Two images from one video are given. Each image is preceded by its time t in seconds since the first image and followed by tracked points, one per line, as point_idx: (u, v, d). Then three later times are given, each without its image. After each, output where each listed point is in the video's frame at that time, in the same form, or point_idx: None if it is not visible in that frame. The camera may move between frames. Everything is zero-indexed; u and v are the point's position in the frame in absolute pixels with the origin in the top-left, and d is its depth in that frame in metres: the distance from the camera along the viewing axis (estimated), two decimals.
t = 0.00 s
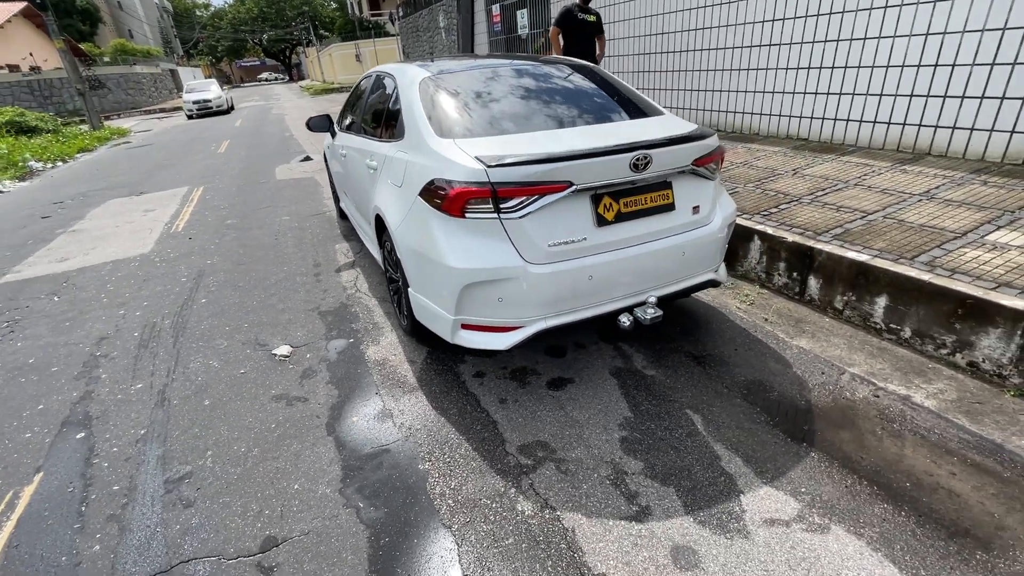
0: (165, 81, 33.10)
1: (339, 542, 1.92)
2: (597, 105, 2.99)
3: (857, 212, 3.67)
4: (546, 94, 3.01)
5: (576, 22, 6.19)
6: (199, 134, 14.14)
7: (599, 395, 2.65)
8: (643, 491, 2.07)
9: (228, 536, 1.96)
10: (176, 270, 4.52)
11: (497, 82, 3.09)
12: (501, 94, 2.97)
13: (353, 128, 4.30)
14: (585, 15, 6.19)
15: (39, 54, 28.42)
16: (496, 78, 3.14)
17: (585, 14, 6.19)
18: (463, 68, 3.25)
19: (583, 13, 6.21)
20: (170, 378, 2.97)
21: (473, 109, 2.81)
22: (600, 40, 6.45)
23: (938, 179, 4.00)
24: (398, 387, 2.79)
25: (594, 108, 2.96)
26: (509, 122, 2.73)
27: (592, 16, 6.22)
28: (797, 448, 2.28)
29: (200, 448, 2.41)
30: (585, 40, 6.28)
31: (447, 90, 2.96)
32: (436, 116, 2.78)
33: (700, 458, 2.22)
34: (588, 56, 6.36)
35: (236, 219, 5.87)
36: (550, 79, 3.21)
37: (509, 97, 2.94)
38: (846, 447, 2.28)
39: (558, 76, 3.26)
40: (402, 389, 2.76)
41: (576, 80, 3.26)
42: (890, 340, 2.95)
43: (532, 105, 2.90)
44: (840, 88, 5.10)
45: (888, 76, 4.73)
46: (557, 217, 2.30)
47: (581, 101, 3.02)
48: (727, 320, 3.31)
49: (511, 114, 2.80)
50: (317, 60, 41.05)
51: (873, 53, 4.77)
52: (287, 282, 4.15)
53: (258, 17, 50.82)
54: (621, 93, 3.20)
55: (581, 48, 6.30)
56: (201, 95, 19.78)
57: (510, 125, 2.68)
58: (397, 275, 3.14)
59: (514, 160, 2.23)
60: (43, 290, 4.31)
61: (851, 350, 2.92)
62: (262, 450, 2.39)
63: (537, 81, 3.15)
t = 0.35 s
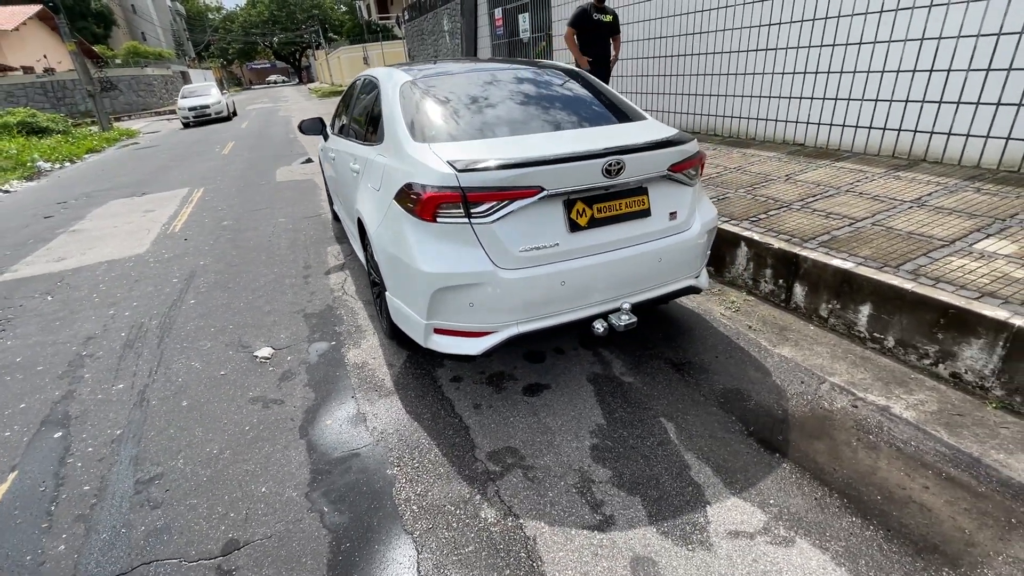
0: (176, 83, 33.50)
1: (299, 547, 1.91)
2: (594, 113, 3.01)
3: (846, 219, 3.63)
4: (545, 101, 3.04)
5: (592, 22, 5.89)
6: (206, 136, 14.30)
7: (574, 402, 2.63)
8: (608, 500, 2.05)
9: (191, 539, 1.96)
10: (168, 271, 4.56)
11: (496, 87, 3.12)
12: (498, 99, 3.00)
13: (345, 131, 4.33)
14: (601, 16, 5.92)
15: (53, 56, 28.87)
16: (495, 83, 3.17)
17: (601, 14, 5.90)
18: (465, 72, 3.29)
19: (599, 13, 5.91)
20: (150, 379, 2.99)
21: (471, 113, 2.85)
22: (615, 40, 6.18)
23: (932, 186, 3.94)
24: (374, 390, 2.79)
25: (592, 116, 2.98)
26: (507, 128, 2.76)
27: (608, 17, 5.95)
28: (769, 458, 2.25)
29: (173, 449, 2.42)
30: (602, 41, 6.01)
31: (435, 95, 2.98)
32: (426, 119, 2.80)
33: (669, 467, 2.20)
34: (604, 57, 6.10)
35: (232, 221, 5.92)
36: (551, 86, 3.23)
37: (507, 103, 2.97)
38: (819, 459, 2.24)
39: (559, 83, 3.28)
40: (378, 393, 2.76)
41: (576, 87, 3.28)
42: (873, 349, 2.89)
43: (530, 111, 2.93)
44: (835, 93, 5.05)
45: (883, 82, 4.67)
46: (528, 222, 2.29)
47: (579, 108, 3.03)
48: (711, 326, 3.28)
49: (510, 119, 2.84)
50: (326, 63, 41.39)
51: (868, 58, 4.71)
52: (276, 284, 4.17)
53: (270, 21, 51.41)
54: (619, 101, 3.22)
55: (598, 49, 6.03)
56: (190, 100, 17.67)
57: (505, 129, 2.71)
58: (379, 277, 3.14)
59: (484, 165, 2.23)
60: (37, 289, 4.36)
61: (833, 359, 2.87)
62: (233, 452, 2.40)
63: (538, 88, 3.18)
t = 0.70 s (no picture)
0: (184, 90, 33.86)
1: (293, 545, 1.95)
2: (594, 121, 3.06)
3: (841, 226, 3.65)
4: (545, 109, 3.09)
5: (610, 30, 5.74)
6: (212, 142, 14.47)
7: (567, 405, 2.66)
8: (598, 502, 2.08)
9: (187, 537, 2.00)
10: (172, 275, 4.63)
11: (497, 95, 3.18)
12: (499, 107, 3.06)
13: (347, 137, 4.38)
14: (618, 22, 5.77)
15: (63, 63, 29.24)
16: (497, 91, 3.22)
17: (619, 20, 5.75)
18: (467, 80, 3.35)
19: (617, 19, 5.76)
20: (152, 381, 3.04)
21: (473, 120, 2.90)
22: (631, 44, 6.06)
23: (928, 194, 3.96)
24: (371, 393, 2.83)
25: (591, 124, 3.03)
26: (508, 134, 2.82)
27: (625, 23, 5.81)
28: (760, 462, 2.27)
29: (172, 449, 2.47)
30: (622, 47, 5.88)
31: (435, 102, 3.03)
32: (427, 126, 2.85)
33: (660, 470, 2.22)
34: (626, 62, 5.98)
35: (236, 225, 5.99)
36: (552, 94, 3.28)
37: (508, 111, 3.03)
38: (809, 463, 2.26)
39: (560, 92, 3.33)
40: (375, 395, 2.80)
41: (576, 95, 3.32)
42: (867, 355, 2.91)
43: (532, 119, 2.98)
44: (833, 101, 5.08)
45: (880, 90, 4.70)
46: (522, 227, 2.33)
47: (579, 117, 3.08)
48: (706, 332, 3.30)
49: (511, 126, 2.89)
50: (332, 70, 41.72)
51: (865, 66, 4.75)
52: (277, 288, 4.22)
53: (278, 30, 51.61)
54: (618, 111, 3.26)
55: (620, 55, 5.90)
56: (188, 108, 15.71)
57: (504, 136, 2.76)
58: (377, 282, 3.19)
59: (478, 172, 2.27)
60: (44, 292, 4.44)
61: (827, 364, 2.89)
62: (231, 453, 2.44)
63: (539, 96, 3.23)
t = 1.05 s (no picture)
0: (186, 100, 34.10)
1: (285, 559, 1.93)
2: (591, 132, 3.08)
3: (837, 234, 3.66)
4: (543, 121, 3.11)
5: (624, 36, 5.41)
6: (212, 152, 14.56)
7: (563, 416, 2.65)
8: (593, 514, 2.06)
9: (180, 551, 1.99)
10: (170, 286, 4.63)
11: (495, 106, 3.20)
12: (497, 118, 3.08)
13: (345, 148, 4.41)
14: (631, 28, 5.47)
15: (65, 74, 29.47)
16: (495, 102, 3.24)
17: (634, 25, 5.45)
18: (465, 91, 3.37)
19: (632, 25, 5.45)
20: (148, 392, 3.04)
21: (471, 131, 2.92)
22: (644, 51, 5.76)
23: (923, 202, 3.97)
24: (367, 404, 2.82)
25: (589, 135, 3.05)
26: (506, 145, 2.84)
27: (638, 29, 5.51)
28: (756, 473, 2.25)
29: (166, 462, 2.46)
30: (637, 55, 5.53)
31: (433, 114, 3.05)
32: (424, 137, 2.87)
33: (655, 481, 2.21)
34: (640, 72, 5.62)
35: (234, 236, 6.01)
36: (550, 105, 3.31)
37: (506, 122, 3.04)
38: (806, 474, 2.24)
39: (557, 103, 3.36)
40: (370, 406, 2.80)
41: (574, 107, 3.35)
42: (863, 364, 2.90)
43: (530, 130, 3.00)
44: (828, 110, 5.12)
45: (875, 99, 4.73)
46: (516, 238, 2.34)
47: (577, 128, 3.10)
48: (703, 341, 3.29)
49: (509, 137, 2.91)
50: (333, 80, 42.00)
51: (859, 76, 4.78)
52: (275, 298, 4.23)
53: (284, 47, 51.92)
54: (616, 122, 3.28)
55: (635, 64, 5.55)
56: (168, 125, 13.31)
57: (501, 147, 2.77)
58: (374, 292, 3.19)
59: (473, 183, 2.29)
60: (42, 303, 4.44)
61: (823, 374, 2.88)
62: (225, 465, 2.43)
63: (537, 107, 3.26)
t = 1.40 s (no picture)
0: (182, 112, 34.14)
1: None
2: (586, 143, 3.08)
3: (831, 243, 3.66)
4: (538, 132, 3.11)
5: (640, 46, 5.30)
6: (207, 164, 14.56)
7: (559, 428, 2.63)
8: (589, 529, 2.03)
9: (167, 571, 1.95)
10: (163, 298, 4.60)
11: (490, 117, 3.20)
12: (492, 129, 3.08)
13: (339, 159, 4.40)
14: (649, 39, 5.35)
15: (61, 87, 29.48)
16: (490, 114, 3.25)
17: (652, 37, 5.35)
18: (460, 103, 3.38)
19: (650, 36, 5.35)
20: (138, 407, 3.00)
21: (466, 142, 2.92)
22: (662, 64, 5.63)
23: (916, 210, 3.99)
24: (360, 418, 2.79)
25: (584, 146, 3.05)
26: (501, 155, 2.84)
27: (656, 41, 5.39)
28: (753, 485, 2.23)
29: (155, 479, 2.42)
30: (652, 67, 5.41)
31: (428, 125, 3.05)
32: (418, 148, 2.86)
33: (652, 495, 2.19)
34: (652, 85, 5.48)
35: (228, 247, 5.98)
36: (545, 116, 3.31)
37: (501, 133, 3.04)
38: (804, 485, 2.21)
39: (552, 114, 3.36)
40: (363, 420, 2.76)
41: (569, 118, 3.36)
42: (860, 373, 2.89)
43: (525, 141, 3.00)
44: (820, 119, 5.15)
45: (865, 108, 4.77)
46: (509, 249, 2.32)
47: (572, 139, 3.10)
48: (698, 351, 3.28)
49: (505, 147, 2.91)
50: (330, 91, 42.23)
51: (850, 86, 4.83)
52: (268, 310, 4.20)
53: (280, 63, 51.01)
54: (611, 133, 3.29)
55: (648, 77, 5.42)
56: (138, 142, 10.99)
57: (495, 159, 2.77)
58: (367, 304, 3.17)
59: (465, 195, 2.27)
60: (32, 317, 4.39)
61: (820, 383, 2.86)
62: (215, 482, 2.39)
63: (531, 118, 3.26)
